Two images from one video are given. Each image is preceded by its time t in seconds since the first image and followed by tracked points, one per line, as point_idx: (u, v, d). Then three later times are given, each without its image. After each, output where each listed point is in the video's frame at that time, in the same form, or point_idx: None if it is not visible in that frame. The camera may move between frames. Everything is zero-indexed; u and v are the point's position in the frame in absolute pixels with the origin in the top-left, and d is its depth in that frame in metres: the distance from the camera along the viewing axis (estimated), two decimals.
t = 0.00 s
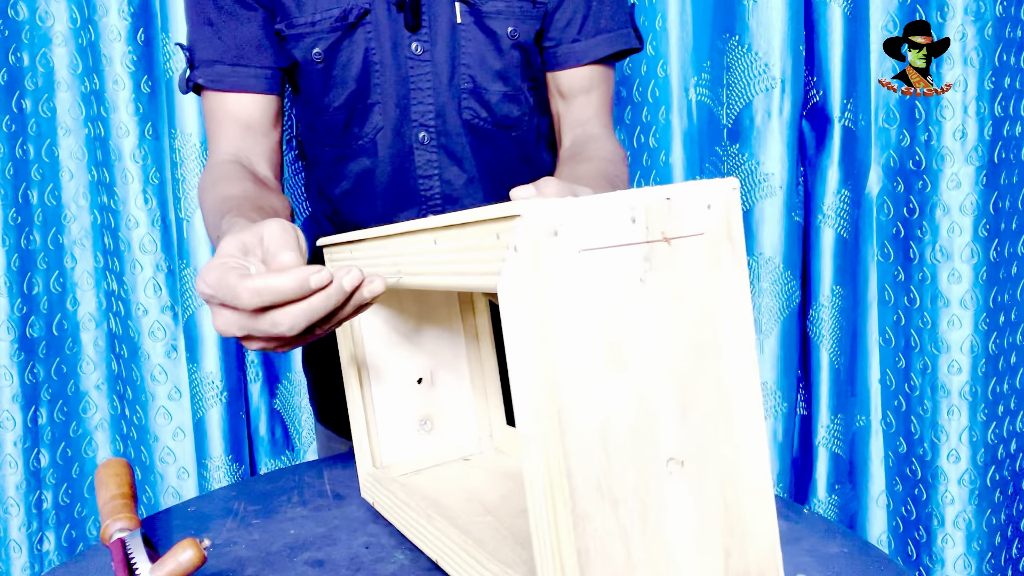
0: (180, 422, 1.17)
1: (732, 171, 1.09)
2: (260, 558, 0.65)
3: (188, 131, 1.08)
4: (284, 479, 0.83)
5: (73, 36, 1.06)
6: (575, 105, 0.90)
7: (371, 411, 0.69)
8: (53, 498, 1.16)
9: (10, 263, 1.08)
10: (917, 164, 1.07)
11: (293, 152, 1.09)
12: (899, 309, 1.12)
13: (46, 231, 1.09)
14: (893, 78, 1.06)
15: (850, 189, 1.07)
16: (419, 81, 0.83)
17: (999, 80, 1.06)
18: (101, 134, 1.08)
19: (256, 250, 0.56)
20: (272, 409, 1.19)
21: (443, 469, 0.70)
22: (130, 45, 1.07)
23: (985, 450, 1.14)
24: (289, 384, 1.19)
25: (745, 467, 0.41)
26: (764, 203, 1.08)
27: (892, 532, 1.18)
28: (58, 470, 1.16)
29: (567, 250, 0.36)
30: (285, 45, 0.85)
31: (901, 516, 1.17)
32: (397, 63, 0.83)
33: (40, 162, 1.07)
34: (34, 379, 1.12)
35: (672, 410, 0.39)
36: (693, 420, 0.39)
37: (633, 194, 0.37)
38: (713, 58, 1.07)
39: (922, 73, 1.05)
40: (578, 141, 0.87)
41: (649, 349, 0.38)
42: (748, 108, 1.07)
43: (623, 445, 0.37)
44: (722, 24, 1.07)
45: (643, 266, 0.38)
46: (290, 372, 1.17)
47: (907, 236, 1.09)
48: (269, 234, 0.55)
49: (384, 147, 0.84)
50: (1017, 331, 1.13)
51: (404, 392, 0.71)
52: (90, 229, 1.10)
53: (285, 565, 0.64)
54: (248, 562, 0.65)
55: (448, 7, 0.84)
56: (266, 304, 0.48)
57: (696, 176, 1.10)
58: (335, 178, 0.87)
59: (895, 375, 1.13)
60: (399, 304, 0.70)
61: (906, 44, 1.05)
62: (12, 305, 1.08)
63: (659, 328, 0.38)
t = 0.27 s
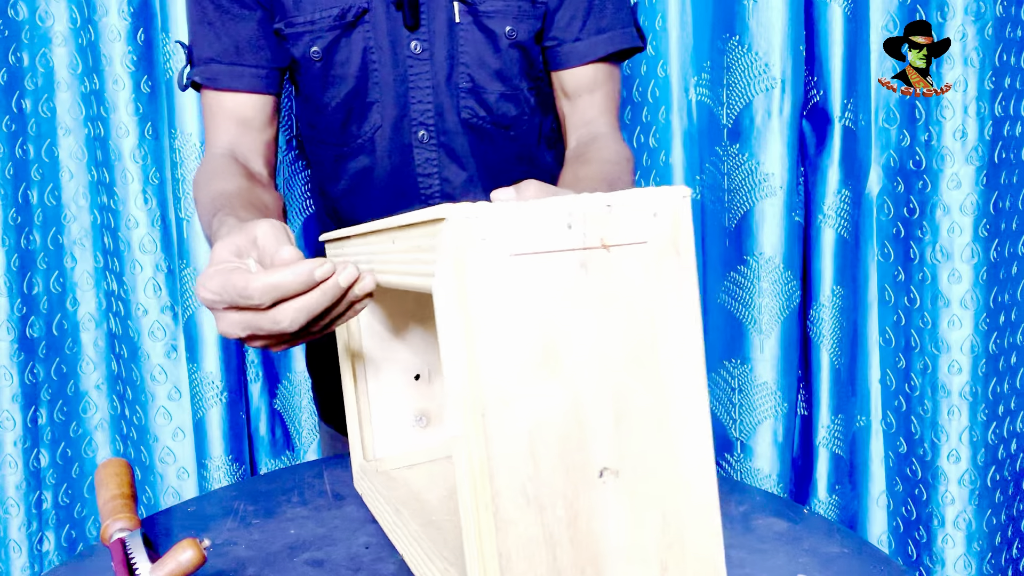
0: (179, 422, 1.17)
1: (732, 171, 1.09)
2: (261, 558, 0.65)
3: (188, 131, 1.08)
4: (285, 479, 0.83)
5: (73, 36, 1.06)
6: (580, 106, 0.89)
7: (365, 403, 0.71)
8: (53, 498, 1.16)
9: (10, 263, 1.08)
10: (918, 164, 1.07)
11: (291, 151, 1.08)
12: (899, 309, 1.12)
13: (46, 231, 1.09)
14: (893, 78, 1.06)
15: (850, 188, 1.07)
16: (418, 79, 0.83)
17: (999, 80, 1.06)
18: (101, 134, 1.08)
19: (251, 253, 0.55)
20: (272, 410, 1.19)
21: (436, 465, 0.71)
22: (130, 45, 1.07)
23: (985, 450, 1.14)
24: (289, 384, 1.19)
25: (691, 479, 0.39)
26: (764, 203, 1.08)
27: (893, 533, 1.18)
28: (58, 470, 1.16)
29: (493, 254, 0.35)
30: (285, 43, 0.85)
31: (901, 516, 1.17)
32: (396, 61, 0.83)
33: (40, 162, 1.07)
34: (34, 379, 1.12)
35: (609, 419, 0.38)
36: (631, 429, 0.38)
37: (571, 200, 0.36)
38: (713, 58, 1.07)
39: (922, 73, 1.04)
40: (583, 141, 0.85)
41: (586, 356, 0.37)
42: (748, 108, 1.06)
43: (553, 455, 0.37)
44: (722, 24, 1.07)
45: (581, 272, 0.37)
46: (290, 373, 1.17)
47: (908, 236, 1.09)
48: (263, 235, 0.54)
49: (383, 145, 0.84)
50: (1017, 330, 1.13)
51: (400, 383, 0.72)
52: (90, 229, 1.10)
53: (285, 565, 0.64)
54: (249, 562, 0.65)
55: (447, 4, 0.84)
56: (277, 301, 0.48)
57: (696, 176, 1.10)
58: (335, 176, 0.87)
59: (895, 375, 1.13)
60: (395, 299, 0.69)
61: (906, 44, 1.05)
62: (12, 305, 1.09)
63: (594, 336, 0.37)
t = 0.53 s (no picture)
0: (179, 423, 1.16)
1: (732, 170, 1.08)
2: (261, 558, 0.65)
3: (188, 131, 1.06)
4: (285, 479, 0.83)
5: (73, 36, 1.06)
6: (589, 104, 0.87)
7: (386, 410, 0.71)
8: (53, 498, 1.16)
9: (10, 263, 1.08)
10: (918, 164, 1.07)
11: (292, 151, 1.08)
12: (899, 309, 1.11)
13: (46, 231, 1.09)
14: (893, 79, 1.06)
15: (851, 188, 1.07)
16: (417, 80, 0.84)
17: (999, 80, 1.06)
18: (101, 134, 1.08)
19: (247, 259, 0.56)
20: (272, 410, 1.18)
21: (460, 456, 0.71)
22: (130, 45, 1.06)
23: (986, 450, 1.14)
24: (289, 385, 1.18)
25: (592, 461, 0.43)
26: (764, 204, 1.07)
27: (893, 533, 1.17)
28: (58, 470, 1.16)
29: (391, 260, 0.42)
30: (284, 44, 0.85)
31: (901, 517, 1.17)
32: (394, 61, 0.84)
33: (40, 163, 1.08)
34: (34, 379, 1.12)
35: (498, 405, 0.43)
36: (523, 416, 0.43)
37: (470, 203, 0.43)
38: (713, 58, 1.07)
39: (923, 72, 1.05)
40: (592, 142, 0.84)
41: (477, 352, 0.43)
42: (748, 108, 1.06)
43: (448, 440, 0.43)
44: (722, 24, 1.06)
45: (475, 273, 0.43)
46: (290, 374, 1.16)
47: (908, 236, 1.09)
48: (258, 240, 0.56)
49: (381, 145, 0.85)
50: (1018, 330, 1.12)
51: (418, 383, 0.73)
52: (90, 229, 1.10)
53: (285, 565, 0.64)
54: (249, 562, 0.65)
55: (445, 7, 0.84)
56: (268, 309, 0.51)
57: (696, 176, 1.11)
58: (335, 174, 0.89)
59: (894, 375, 1.13)
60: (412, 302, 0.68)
61: (905, 45, 1.05)
62: (12, 305, 1.09)
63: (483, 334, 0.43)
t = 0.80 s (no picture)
0: (180, 422, 1.16)
1: (733, 170, 1.09)
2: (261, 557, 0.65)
3: (188, 130, 1.06)
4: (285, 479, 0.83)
5: (73, 36, 1.06)
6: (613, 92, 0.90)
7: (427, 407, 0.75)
8: (53, 498, 1.16)
9: (10, 263, 1.08)
10: (918, 164, 1.07)
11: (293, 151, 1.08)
12: (900, 309, 1.11)
13: (46, 231, 1.09)
14: (894, 80, 1.06)
15: (851, 189, 1.07)
16: (420, 77, 0.88)
17: (1000, 80, 1.05)
18: (101, 134, 1.08)
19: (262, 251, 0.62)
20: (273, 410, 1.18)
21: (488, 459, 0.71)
22: (130, 45, 1.06)
23: (986, 451, 1.13)
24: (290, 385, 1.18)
25: (459, 479, 0.46)
26: (764, 204, 1.07)
27: (894, 533, 1.17)
28: (58, 470, 1.16)
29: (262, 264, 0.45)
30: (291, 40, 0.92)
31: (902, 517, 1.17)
32: (396, 57, 0.88)
33: (40, 163, 1.08)
34: (34, 379, 1.12)
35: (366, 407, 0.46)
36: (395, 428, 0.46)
37: (346, 195, 0.43)
38: (713, 58, 1.07)
39: (923, 72, 1.05)
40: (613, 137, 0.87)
41: (342, 350, 0.45)
42: (748, 108, 1.06)
43: (318, 438, 0.47)
44: (723, 24, 1.06)
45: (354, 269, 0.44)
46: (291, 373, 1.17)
47: (908, 236, 1.09)
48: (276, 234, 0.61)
49: (382, 141, 0.89)
50: (1018, 331, 1.12)
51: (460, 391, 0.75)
52: (90, 229, 1.10)
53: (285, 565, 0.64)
54: (248, 561, 0.65)
55: (450, 5, 0.88)
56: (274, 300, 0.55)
57: (695, 176, 1.11)
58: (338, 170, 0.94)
59: (895, 375, 1.13)
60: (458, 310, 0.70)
61: (905, 45, 1.05)
62: (12, 305, 1.09)
63: (348, 333, 0.45)
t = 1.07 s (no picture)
0: (179, 422, 1.16)
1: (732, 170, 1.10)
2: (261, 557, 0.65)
3: (188, 131, 1.06)
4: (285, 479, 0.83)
5: (73, 36, 1.06)
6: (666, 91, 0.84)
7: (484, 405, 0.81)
8: (53, 498, 1.16)
9: (10, 263, 1.08)
10: (918, 164, 1.07)
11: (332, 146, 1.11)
12: (900, 309, 1.11)
13: (46, 231, 1.09)
14: (894, 79, 1.06)
15: (851, 188, 1.07)
16: (445, 77, 0.85)
17: (1000, 80, 1.05)
18: (101, 134, 1.08)
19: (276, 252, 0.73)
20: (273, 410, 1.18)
21: (537, 464, 0.74)
22: (129, 44, 1.06)
23: (986, 451, 1.13)
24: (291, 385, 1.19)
25: (349, 553, 0.44)
26: (764, 204, 1.08)
27: (894, 533, 1.17)
28: (58, 470, 1.16)
29: (195, 311, 0.46)
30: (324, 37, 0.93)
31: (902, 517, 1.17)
32: (423, 57, 0.85)
33: (40, 162, 1.08)
34: (34, 379, 1.12)
35: (275, 458, 0.45)
36: (297, 489, 0.45)
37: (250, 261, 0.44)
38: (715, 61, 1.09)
39: (922, 73, 1.04)
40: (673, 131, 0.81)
41: (257, 406, 0.45)
42: (748, 108, 1.07)
43: (241, 480, 0.47)
44: (723, 25, 1.07)
45: (252, 318, 0.44)
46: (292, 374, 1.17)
47: (908, 236, 1.09)
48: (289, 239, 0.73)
49: (407, 140, 0.87)
50: (1019, 330, 1.12)
51: (517, 397, 0.79)
52: (90, 229, 1.11)
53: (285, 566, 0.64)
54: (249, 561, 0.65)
55: (481, 4, 0.84)
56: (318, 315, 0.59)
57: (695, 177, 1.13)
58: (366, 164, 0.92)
59: (895, 374, 1.13)
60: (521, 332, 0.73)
61: (906, 44, 1.04)
62: (11, 305, 1.08)
63: (261, 389, 0.45)
